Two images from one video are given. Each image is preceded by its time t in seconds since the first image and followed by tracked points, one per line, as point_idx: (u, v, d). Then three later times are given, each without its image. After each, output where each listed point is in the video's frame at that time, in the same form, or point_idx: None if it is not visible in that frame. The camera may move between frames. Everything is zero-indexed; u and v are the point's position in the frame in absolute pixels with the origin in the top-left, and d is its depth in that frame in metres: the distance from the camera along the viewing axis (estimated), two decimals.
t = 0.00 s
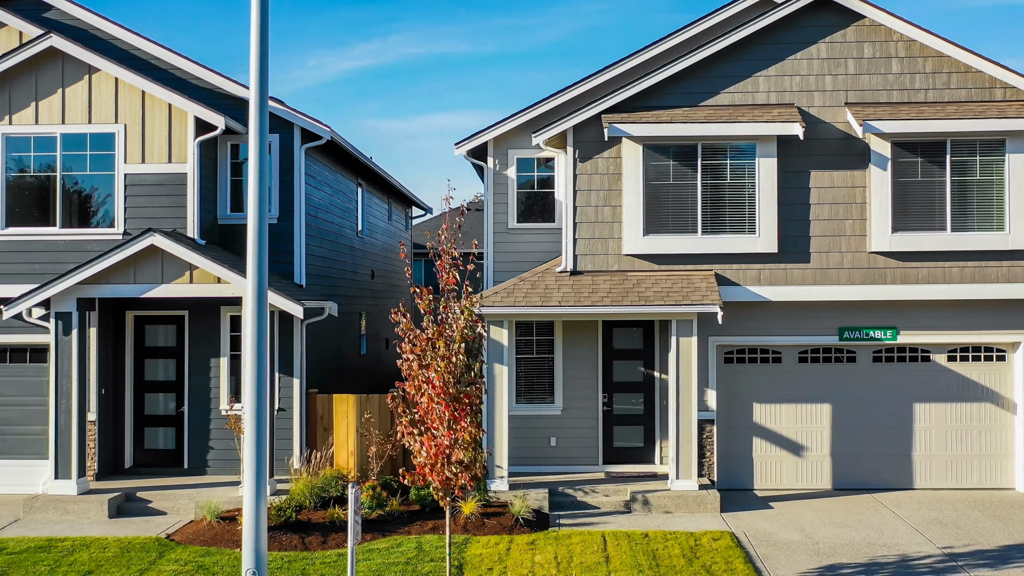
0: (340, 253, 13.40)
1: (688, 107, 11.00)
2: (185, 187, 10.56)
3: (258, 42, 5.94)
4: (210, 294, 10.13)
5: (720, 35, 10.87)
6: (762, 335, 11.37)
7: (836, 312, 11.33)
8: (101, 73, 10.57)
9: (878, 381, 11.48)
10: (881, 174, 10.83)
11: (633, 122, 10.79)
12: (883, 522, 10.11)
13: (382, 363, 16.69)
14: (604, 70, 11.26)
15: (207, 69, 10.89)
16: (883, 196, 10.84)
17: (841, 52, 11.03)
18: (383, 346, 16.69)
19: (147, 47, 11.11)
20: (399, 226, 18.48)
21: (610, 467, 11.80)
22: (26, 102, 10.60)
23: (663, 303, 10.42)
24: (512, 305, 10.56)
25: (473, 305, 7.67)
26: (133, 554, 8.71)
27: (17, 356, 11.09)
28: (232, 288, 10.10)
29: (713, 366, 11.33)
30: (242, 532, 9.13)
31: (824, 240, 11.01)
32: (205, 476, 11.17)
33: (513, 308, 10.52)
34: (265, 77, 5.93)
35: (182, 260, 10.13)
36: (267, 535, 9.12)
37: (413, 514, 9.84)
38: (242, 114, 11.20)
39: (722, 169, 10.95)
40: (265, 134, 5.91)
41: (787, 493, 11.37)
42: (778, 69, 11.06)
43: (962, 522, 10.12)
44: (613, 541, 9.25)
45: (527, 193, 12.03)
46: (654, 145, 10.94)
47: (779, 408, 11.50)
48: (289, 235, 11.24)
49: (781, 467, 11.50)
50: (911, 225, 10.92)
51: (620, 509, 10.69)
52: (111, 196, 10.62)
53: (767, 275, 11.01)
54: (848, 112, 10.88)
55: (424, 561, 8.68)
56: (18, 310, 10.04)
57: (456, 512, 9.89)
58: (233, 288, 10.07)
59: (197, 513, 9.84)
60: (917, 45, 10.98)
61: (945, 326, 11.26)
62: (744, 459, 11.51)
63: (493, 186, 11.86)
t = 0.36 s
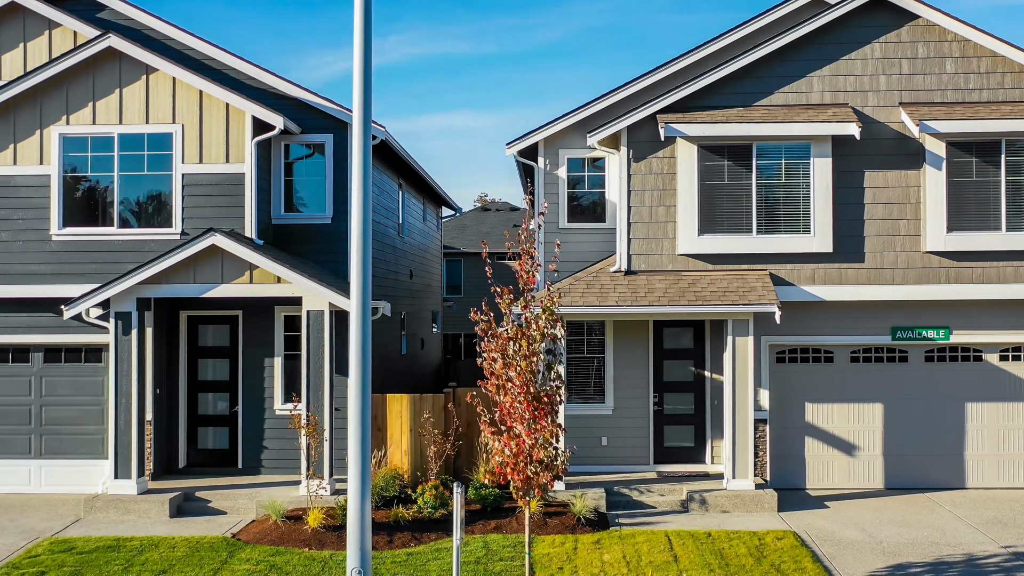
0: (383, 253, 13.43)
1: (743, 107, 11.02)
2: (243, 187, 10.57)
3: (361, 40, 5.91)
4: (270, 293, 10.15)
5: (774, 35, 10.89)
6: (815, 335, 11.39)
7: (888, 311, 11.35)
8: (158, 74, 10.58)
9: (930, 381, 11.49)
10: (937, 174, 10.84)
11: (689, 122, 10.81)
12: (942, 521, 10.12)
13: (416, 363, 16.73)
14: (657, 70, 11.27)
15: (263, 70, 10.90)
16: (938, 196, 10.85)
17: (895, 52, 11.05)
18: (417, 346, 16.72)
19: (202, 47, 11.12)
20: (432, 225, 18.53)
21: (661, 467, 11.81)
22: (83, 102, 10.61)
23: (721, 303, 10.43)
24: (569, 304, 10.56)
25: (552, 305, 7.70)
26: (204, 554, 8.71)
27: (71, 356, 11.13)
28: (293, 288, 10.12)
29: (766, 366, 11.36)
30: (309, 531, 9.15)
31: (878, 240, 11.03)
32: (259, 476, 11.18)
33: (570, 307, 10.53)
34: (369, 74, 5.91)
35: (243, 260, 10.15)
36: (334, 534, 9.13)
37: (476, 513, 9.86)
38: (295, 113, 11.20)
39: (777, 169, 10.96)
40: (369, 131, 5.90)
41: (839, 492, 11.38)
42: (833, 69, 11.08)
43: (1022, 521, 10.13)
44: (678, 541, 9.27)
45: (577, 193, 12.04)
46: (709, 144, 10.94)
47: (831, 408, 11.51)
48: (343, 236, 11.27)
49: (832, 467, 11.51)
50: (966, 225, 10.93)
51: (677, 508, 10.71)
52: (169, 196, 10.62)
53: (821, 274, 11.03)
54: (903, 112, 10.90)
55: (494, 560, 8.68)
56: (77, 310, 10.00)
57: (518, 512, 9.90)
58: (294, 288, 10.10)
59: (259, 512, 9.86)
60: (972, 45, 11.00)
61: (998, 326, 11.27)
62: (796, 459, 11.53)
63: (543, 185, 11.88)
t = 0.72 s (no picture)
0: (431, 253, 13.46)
1: (799, 107, 11.04)
2: (303, 186, 10.58)
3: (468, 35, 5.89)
4: (332, 292, 10.16)
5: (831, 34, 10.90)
6: (869, 335, 11.40)
7: (943, 310, 11.37)
8: (218, 73, 10.59)
9: (984, 380, 11.50)
10: (993, 173, 10.87)
11: (747, 121, 10.82)
12: (1004, 519, 10.14)
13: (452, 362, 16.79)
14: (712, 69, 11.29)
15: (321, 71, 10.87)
16: (995, 195, 10.87)
17: (951, 51, 11.07)
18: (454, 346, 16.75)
19: (259, 46, 11.13)
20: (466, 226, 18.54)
21: (713, 466, 11.84)
22: (143, 101, 10.63)
23: (780, 302, 10.44)
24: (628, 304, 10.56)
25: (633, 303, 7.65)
26: (276, 551, 8.73)
27: (128, 354, 11.13)
28: (355, 286, 10.12)
29: (821, 364, 11.38)
30: (378, 530, 9.17)
31: (934, 239, 11.05)
32: (316, 474, 11.19)
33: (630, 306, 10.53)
34: (475, 68, 5.89)
35: (305, 258, 10.16)
36: (403, 533, 9.14)
37: (540, 511, 9.96)
38: (350, 113, 11.21)
39: (834, 168, 10.97)
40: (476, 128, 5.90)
41: (894, 491, 11.40)
42: (889, 68, 11.10)
43: None
44: (746, 538, 9.29)
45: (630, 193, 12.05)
46: (766, 143, 10.95)
47: (885, 407, 11.53)
48: (398, 235, 11.27)
49: (886, 466, 11.53)
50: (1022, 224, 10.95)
51: (735, 507, 10.73)
52: (228, 195, 10.62)
53: (878, 273, 11.04)
54: (960, 112, 10.92)
55: (567, 557, 8.77)
56: (140, 309, 10.00)
57: (581, 510, 9.99)
58: (356, 286, 10.11)
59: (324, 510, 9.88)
60: None
61: None
62: (850, 457, 11.54)
63: (596, 184, 11.90)
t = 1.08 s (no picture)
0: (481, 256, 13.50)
1: (859, 106, 11.07)
2: (365, 186, 10.60)
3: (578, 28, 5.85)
4: (398, 291, 10.18)
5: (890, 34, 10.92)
6: (926, 334, 11.41)
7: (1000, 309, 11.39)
8: (281, 72, 10.61)
9: None
10: None
11: (808, 121, 10.83)
12: None
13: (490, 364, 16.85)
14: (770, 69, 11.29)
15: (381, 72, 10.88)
16: None
17: (1010, 50, 11.09)
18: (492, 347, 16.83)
19: (319, 46, 11.14)
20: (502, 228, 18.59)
21: (769, 464, 11.87)
22: (205, 101, 10.66)
23: (843, 300, 10.45)
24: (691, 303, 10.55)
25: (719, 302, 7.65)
26: (352, 550, 8.74)
27: (188, 353, 11.16)
28: (421, 285, 10.15)
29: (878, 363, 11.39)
30: (451, 529, 9.18)
31: (993, 238, 11.06)
32: (375, 473, 11.21)
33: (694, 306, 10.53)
34: (586, 63, 5.88)
35: (369, 257, 10.17)
36: (476, 531, 9.15)
37: (607, 511, 9.93)
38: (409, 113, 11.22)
39: (893, 168, 10.98)
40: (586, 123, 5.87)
41: (951, 490, 11.41)
42: (947, 68, 11.13)
43: None
44: (817, 537, 9.30)
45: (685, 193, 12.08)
46: (826, 143, 10.97)
47: (941, 405, 11.55)
48: (457, 234, 11.28)
49: (943, 464, 11.54)
50: None
51: (796, 505, 10.74)
52: (291, 194, 10.64)
53: (937, 272, 11.05)
54: (1019, 111, 10.94)
55: (643, 556, 8.75)
56: (206, 308, 10.02)
57: (648, 509, 9.96)
58: (422, 286, 10.13)
59: (391, 508, 9.89)
60: None
61: None
62: (907, 456, 11.56)
63: (651, 184, 11.91)
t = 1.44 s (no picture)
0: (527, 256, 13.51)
1: (915, 105, 11.11)
2: (425, 185, 10.61)
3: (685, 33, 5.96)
4: (461, 290, 10.19)
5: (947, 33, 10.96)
6: (981, 333, 11.42)
7: None
8: (341, 72, 10.63)
9: None
10: None
11: (866, 120, 10.86)
12: None
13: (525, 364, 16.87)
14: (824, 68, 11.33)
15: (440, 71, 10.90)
16: None
17: None
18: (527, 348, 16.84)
19: (377, 46, 11.16)
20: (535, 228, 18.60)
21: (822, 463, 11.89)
22: (265, 100, 10.68)
23: (903, 299, 10.46)
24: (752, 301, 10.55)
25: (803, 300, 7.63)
26: (426, 548, 8.76)
27: (246, 352, 11.16)
28: (483, 284, 10.17)
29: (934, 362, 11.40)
30: (521, 527, 9.20)
31: None
32: (432, 472, 11.23)
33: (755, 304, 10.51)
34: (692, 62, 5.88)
35: (432, 256, 10.19)
36: (546, 529, 9.17)
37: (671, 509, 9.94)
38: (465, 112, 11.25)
39: (951, 166, 10.99)
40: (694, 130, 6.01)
41: (1006, 488, 11.41)
42: (1003, 67, 11.16)
43: None
44: (885, 535, 9.31)
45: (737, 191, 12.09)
46: (883, 141, 10.99)
47: (996, 404, 11.54)
48: (513, 233, 11.30)
49: (997, 463, 11.55)
50: None
51: (855, 503, 10.75)
52: (351, 193, 10.67)
53: (994, 271, 11.06)
54: None
55: (717, 555, 8.75)
56: (269, 307, 10.07)
57: (712, 508, 9.98)
58: (485, 284, 10.15)
59: (456, 506, 9.91)
60: None
61: None
62: (961, 455, 11.57)
63: (704, 183, 11.94)
